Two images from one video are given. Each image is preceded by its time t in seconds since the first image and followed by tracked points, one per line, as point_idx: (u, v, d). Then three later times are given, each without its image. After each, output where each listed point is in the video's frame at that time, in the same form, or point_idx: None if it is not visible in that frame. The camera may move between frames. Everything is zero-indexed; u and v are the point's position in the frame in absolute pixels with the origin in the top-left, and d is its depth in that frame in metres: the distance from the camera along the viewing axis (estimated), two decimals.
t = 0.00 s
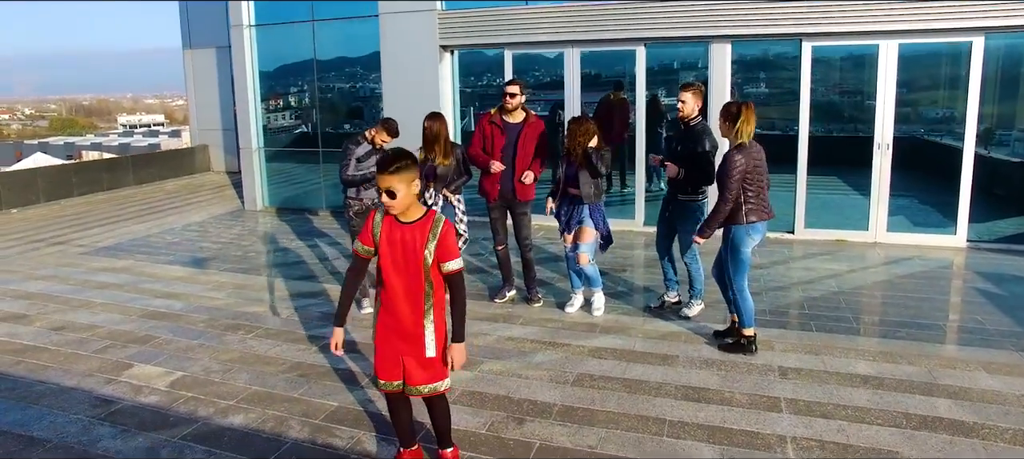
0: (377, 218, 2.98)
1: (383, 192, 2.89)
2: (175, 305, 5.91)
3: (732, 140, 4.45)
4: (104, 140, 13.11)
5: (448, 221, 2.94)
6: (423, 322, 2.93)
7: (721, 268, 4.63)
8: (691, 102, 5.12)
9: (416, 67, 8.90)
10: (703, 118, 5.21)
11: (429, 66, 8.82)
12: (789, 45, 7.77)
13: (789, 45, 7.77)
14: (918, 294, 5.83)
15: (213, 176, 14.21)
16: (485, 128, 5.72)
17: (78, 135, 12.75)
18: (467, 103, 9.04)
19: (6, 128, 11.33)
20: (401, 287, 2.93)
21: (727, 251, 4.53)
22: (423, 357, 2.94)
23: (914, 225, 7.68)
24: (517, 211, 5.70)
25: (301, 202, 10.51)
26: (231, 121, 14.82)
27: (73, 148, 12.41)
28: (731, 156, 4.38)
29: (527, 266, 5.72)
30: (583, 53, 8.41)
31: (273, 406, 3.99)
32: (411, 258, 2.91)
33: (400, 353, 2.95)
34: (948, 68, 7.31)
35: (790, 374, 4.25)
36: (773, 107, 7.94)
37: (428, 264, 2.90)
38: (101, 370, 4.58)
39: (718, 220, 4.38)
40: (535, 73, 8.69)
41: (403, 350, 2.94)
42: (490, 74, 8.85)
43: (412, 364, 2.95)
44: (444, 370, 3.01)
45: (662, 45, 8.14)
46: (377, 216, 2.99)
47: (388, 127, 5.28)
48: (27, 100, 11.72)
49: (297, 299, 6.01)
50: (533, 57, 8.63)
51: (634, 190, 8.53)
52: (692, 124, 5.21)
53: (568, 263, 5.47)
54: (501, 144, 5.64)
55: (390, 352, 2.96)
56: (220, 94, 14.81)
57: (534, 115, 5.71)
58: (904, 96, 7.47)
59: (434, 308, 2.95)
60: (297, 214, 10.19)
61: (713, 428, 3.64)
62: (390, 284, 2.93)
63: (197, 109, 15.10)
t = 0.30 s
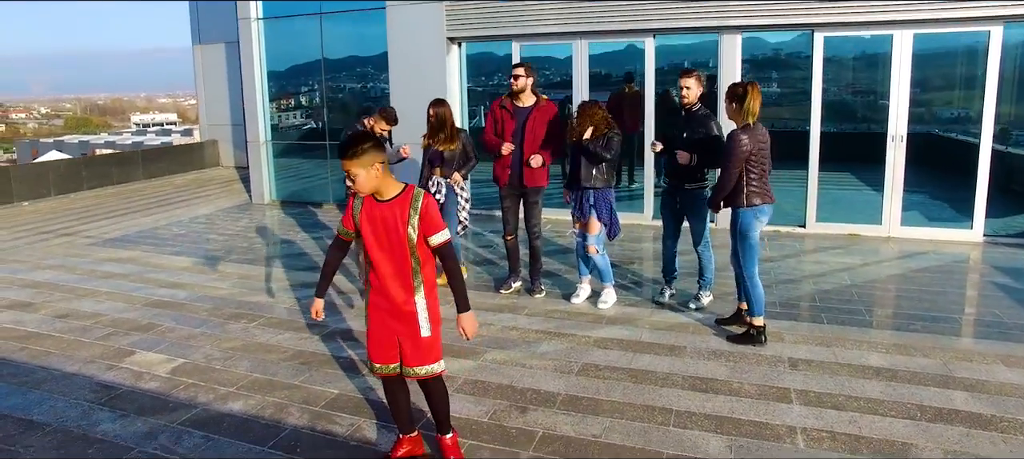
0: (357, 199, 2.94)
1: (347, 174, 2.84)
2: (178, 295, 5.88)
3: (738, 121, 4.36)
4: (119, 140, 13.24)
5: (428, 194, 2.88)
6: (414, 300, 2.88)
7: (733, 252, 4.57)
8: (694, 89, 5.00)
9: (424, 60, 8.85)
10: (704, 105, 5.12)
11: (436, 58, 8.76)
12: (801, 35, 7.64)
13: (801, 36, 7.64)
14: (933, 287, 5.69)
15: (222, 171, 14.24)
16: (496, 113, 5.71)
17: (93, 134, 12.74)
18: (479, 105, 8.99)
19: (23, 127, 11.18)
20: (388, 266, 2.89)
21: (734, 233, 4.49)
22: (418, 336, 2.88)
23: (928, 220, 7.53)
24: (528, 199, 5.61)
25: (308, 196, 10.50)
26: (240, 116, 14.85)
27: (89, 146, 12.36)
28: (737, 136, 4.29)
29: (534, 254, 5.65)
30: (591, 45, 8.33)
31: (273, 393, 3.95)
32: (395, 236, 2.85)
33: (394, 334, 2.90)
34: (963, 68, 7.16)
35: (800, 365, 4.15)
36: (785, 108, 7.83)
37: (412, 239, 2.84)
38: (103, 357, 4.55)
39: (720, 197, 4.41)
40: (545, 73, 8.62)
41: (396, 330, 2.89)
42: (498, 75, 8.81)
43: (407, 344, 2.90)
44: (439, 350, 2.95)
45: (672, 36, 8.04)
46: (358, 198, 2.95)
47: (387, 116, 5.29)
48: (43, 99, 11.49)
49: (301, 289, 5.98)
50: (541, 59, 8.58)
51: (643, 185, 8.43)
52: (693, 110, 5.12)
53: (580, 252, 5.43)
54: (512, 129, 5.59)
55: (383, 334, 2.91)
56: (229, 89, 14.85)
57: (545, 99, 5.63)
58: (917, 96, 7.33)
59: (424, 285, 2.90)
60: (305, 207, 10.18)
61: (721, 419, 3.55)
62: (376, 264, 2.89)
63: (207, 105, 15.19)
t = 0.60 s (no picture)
0: (349, 183, 2.93)
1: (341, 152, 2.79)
2: (185, 284, 5.90)
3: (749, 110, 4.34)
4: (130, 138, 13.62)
5: (416, 173, 2.82)
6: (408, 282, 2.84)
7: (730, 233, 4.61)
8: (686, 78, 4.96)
9: (432, 53, 8.83)
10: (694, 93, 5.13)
11: (444, 51, 8.74)
12: (813, 27, 7.55)
13: (813, 28, 7.55)
14: (947, 281, 5.59)
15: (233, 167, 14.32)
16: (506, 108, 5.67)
17: (107, 132, 13.08)
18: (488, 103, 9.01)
19: (40, 125, 11.50)
20: (382, 249, 2.86)
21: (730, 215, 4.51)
22: (415, 319, 2.84)
23: (943, 215, 7.40)
24: (541, 191, 5.55)
25: (317, 190, 10.50)
26: (250, 112, 14.93)
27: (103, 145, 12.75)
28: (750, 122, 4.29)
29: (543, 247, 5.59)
30: (600, 37, 8.28)
31: (277, 380, 3.92)
32: (386, 217, 2.82)
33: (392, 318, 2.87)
34: (979, 67, 7.04)
35: (810, 356, 4.08)
36: (796, 108, 7.75)
37: (401, 220, 2.79)
38: (109, 343, 4.56)
39: (736, 189, 4.35)
40: (556, 72, 8.59)
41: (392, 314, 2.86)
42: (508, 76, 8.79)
43: (404, 328, 2.86)
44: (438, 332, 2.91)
45: (681, 29, 7.98)
46: (350, 181, 2.94)
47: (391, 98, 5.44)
48: (59, 99, 11.98)
49: (307, 279, 5.97)
50: (552, 57, 8.55)
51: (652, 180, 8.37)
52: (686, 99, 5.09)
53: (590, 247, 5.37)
54: (520, 118, 5.54)
55: (381, 317, 2.89)
56: (240, 85, 14.95)
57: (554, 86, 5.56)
58: (932, 96, 7.21)
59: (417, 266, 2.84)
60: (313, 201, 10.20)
61: (728, 408, 3.49)
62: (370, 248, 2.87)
63: (217, 102, 15.29)
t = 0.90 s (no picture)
0: (354, 175, 2.94)
1: (353, 136, 2.79)
2: (193, 280, 5.93)
3: (757, 103, 4.35)
4: (140, 137, 13.72)
5: (421, 163, 2.84)
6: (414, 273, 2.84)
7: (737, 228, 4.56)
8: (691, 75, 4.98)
9: (438, 51, 8.83)
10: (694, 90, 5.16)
11: (451, 49, 8.74)
12: (821, 25, 7.51)
13: (822, 26, 7.51)
14: (957, 279, 5.54)
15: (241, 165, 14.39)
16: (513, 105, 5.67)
17: (117, 132, 13.24)
18: (494, 101, 9.01)
19: (51, 125, 11.69)
20: (387, 240, 2.86)
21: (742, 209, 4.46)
22: (422, 309, 2.84)
23: (952, 214, 7.33)
24: (542, 192, 5.52)
25: (323, 188, 10.53)
26: (258, 111, 15.01)
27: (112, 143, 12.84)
28: (760, 113, 4.28)
29: (549, 244, 5.58)
30: (608, 36, 8.26)
31: (282, 375, 3.94)
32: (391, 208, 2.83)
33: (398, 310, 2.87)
34: (990, 67, 6.99)
35: (817, 354, 4.05)
36: (805, 108, 7.70)
37: (406, 210, 2.80)
38: (118, 337, 4.60)
39: (759, 179, 4.28)
40: (563, 72, 8.58)
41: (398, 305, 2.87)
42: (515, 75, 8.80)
43: (411, 319, 2.86)
44: (444, 324, 2.91)
45: (688, 27, 7.96)
46: (354, 173, 2.95)
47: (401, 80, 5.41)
48: (69, 99, 12.11)
49: (314, 276, 5.99)
50: (559, 56, 8.53)
51: (658, 179, 8.35)
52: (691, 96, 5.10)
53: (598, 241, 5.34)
54: (524, 119, 5.56)
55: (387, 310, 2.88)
56: (248, 85, 15.04)
57: (559, 84, 5.56)
58: (942, 95, 7.15)
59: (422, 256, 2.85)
60: (320, 199, 10.24)
61: (735, 405, 3.48)
62: (375, 239, 2.87)
63: (226, 101, 15.37)
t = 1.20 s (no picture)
0: (368, 174, 2.99)
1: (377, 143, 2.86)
2: (203, 278, 6.01)
3: (766, 104, 4.37)
4: (149, 136, 13.84)
5: (438, 164, 2.91)
6: (430, 272, 2.91)
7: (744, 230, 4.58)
8: (705, 76, 4.98)
9: (446, 52, 8.90)
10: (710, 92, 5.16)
11: (458, 49, 8.81)
12: (828, 26, 7.52)
13: (829, 27, 7.52)
14: (963, 281, 5.54)
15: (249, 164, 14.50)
16: (524, 102, 5.71)
17: (126, 131, 13.41)
18: (500, 102, 9.06)
19: (61, 124, 11.81)
20: (402, 239, 2.91)
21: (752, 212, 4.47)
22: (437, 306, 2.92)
23: (959, 215, 7.35)
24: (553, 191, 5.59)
25: (331, 187, 10.62)
26: (266, 110, 15.12)
27: (121, 143, 12.94)
28: (769, 114, 4.30)
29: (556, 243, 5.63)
30: (614, 36, 8.29)
31: (292, 372, 4.00)
32: (407, 207, 2.88)
33: (413, 307, 2.93)
34: (999, 67, 7.00)
35: (821, 354, 4.08)
36: (813, 109, 7.72)
37: (423, 210, 2.87)
38: (131, 333, 4.69)
39: (763, 180, 4.31)
40: (569, 72, 8.63)
41: (413, 303, 2.92)
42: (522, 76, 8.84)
43: (425, 316, 2.93)
44: (458, 321, 2.98)
45: (695, 28, 7.98)
46: (369, 172, 3.00)
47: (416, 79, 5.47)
48: (79, 97, 12.13)
49: (323, 274, 6.06)
50: (566, 56, 8.58)
51: (665, 180, 8.37)
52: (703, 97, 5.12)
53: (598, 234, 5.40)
54: (536, 117, 5.58)
55: (402, 307, 2.94)
56: (257, 85, 15.16)
57: (573, 85, 5.60)
58: (950, 96, 7.15)
59: (438, 255, 2.92)
60: (328, 198, 10.32)
61: (738, 404, 3.51)
62: (390, 238, 2.92)
63: (234, 101, 15.49)
